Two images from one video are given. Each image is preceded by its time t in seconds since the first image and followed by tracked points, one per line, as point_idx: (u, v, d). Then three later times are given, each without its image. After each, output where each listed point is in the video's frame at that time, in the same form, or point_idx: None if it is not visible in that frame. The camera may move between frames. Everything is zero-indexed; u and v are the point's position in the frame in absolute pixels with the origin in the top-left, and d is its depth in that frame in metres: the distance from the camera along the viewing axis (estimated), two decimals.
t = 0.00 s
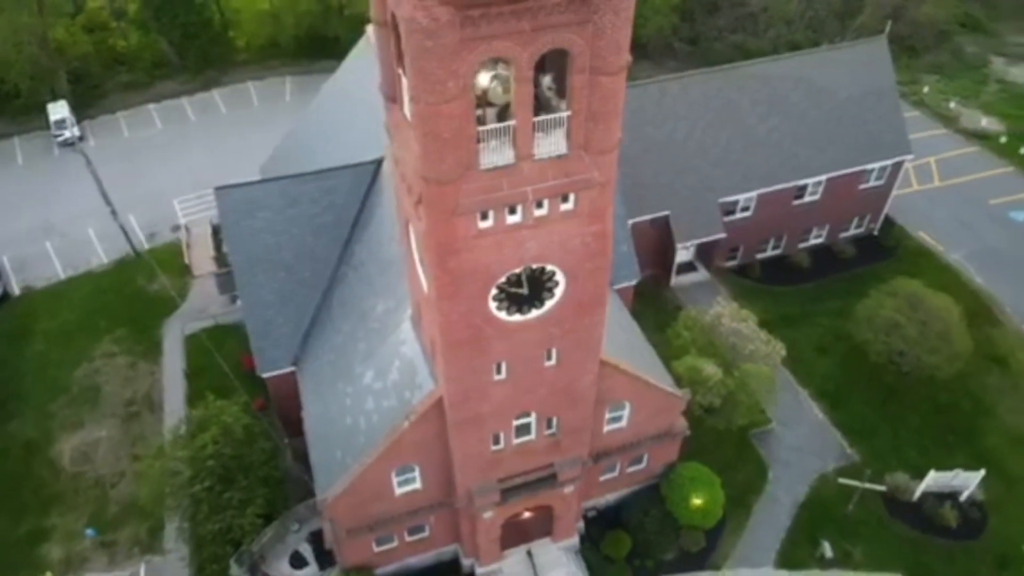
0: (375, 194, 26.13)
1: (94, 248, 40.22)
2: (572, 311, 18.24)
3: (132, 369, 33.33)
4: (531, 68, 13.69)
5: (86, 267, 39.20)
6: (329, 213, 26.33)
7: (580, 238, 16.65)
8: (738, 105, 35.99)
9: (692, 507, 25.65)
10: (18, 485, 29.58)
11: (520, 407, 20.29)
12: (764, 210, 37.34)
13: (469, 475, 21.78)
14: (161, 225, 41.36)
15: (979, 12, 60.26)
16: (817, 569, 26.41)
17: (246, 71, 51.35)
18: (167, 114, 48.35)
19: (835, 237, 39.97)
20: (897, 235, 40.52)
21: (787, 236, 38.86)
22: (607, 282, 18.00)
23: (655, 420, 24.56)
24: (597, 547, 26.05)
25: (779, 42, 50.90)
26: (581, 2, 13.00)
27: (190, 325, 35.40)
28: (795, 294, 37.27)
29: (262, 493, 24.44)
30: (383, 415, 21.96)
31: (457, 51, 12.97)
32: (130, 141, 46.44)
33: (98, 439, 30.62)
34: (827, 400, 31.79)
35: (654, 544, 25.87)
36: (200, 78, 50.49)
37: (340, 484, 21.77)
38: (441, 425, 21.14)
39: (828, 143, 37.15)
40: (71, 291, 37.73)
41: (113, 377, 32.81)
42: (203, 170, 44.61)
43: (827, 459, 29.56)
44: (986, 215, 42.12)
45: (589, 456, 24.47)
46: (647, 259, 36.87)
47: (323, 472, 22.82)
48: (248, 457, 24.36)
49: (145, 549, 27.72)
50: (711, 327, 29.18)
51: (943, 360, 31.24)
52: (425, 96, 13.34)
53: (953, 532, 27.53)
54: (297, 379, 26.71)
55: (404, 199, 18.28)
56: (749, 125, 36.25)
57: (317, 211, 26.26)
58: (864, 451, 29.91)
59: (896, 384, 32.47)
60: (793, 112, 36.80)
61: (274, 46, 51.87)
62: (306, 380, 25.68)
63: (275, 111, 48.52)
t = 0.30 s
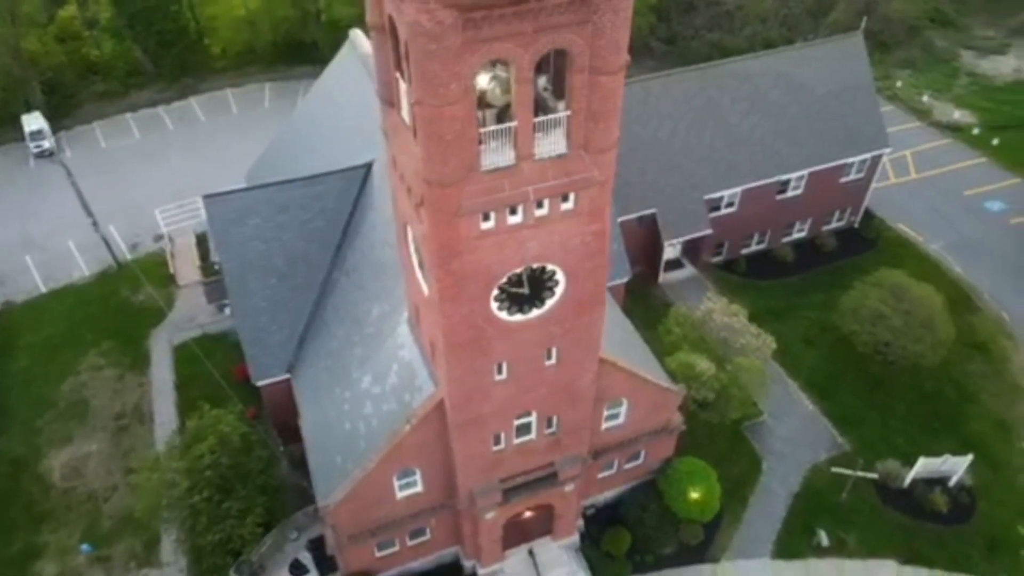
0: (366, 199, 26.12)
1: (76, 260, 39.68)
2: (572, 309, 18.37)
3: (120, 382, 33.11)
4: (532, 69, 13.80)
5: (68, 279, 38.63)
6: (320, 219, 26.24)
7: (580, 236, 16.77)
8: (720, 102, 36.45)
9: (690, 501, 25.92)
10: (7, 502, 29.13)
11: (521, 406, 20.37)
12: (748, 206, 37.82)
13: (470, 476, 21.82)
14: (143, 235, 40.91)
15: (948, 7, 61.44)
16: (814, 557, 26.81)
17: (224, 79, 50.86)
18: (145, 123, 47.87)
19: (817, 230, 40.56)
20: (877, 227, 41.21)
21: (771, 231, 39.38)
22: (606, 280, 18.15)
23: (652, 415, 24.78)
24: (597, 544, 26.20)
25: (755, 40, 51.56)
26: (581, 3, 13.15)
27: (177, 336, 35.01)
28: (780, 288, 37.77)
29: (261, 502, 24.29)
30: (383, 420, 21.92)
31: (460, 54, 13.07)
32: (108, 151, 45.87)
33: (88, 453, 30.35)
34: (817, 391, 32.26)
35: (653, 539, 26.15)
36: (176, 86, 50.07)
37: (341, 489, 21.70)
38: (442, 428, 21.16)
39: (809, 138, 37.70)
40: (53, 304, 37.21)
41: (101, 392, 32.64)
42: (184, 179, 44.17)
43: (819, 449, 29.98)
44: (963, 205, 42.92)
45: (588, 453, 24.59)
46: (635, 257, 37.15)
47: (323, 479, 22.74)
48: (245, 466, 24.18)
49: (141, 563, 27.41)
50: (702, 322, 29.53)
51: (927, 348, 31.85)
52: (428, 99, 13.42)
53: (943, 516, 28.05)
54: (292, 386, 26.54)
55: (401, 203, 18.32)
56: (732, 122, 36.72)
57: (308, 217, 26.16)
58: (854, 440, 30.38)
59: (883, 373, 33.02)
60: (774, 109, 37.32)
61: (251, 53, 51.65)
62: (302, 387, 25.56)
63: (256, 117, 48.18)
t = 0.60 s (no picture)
0: (356, 204, 26.08)
1: (56, 274, 39.05)
2: (572, 308, 18.52)
3: (107, 397, 32.56)
4: (533, 71, 13.94)
5: (49, 295, 37.99)
6: (310, 226, 26.13)
7: (579, 236, 16.93)
8: (701, 101, 36.92)
9: (688, 496, 26.15)
10: None
11: (522, 407, 20.45)
12: (731, 202, 38.30)
13: (472, 478, 21.86)
14: (124, 247, 40.35)
15: (915, 3, 62.65)
16: (809, 547, 27.18)
17: (201, 88, 50.42)
18: (121, 134, 47.24)
19: (799, 224, 41.15)
20: (857, 220, 41.90)
21: (754, 226, 39.93)
22: (605, 278, 18.32)
23: (648, 411, 24.99)
24: (597, 541, 26.39)
25: (730, 38, 52.23)
26: (581, 4, 13.32)
27: (164, 349, 34.57)
28: (765, 282, 38.30)
29: (260, 512, 24.06)
30: (383, 425, 21.90)
31: (463, 58, 13.16)
32: (85, 163, 45.22)
33: (77, 470, 29.72)
34: (806, 382, 32.73)
35: (652, 534, 26.31)
36: (152, 96, 49.69)
37: (343, 496, 21.63)
38: (444, 431, 21.17)
39: (788, 134, 38.24)
40: (34, 320, 36.59)
41: (89, 407, 31.88)
42: (164, 190, 43.64)
43: (810, 440, 30.41)
44: (938, 197, 43.76)
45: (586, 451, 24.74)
46: (622, 257, 37.41)
47: (324, 486, 22.65)
48: (243, 476, 23.90)
49: None
50: (692, 319, 29.86)
51: (911, 336, 32.49)
52: (432, 102, 13.50)
53: (933, 501, 28.58)
54: (287, 394, 26.40)
55: (398, 208, 18.34)
56: (713, 120, 37.19)
57: (298, 224, 26.04)
58: (844, 430, 30.87)
59: (869, 363, 33.61)
60: (754, 106, 37.82)
61: (227, 60, 51.09)
62: (297, 395, 25.43)
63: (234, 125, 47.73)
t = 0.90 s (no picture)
0: (347, 211, 26.03)
1: (35, 289, 38.43)
2: (572, 307, 18.65)
3: (94, 413, 31.88)
4: (533, 72, 14.06)
5: (28, 311, 37.35)
6: (301, 233, 25.99)
7: (579, 235, 17.09)
8: (681, 100, 37.38)
9: (685, 490, 26.45)
10: None
11: (523, 407, 20.55)
12: (714, 199, 38.75)
13: (474, 480, 21.90)
14: (104, 261, 39.80)
15: None
16: (805, 536, 27.60)
17: (177, 98, 49.84)
18: (96, 146, 46.64)
19: (780, 219, 41.73)
20: (836, 214, 42.62)
21: (736, 222, 40.42)
22: (603, 276, 18.49)
23: (645, 408, 25.22)
24: (597, 539, 26.68)
25: (704, 37, 52.92)
26: (580, 6, 13.48)
27: (150, 361, 34.49)
28: (749, 277, 38.84)
29: (259, 522, 23.90)
30: (383, 430, 21.88)
31: (465, 61, 13.24)
32: (61, 177, 44.59)
33: (68, 487, 28.77)
34: (794, 374, 33.24)
35: (651, 530, 26.60)
36: (126, 107, 48.82)
37: (345, 502, 21.56)
38: (445, 434, 21.17)
39: (768, 131, 38.78)
40: (14, 337, 36.01)
41: (76, 423, 31.10)
42: (143, 202, 43.12)
43: (801, 431, 30.89)
44: (913, 189, 44.63)
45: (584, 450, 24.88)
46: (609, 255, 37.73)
47: (324, 494, 22.55)
48: (242, 487, 23.72)
49: None
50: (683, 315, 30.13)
51: (894, 326, 33.13)
52: (435, 106, 13.56)
53: (923, 487, 29.15)
54: (282, 403, 26.24)
55: (396, 212, 18.37)
56: (694, 118, 37.65)
57: (288, 232, 25.91)
58: (834, 420, 31.38)
59: (854, 353, 34.21)
60: (733, 103, 38.32)
61: (202, 69, 50.83)
62: (293, 404, 25.29)
63: (212, 135, 47.34)
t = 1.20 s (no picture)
0: (336, 217, 25.97)
1: (13, 306, 37.73)
2: (571, 306, 18.81)
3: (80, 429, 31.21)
4: (533, 74, 14.19)
5: (6, 327, 36.69)
6: (290, 240, 25.86)
7: (578, 234, 17.24)
8: (660, 99, 37.87)
9: (682, 484, 26.73)
10: None
11: (524, 407, 20.64)
12: (696, 196, 39.18)
13: (476, 482, 21.94)
14: (83, 275, 39.17)
15: None
16: (799, 524, 28.04)
17: (151, 108, 49.40)
18: (69, 159, 45.93)
19: (760, 214, 42.29)
20: (814, 208, 43.33)
21: (718, 218, 40.91)
22: (601, 274, 18.66)
23: (640, 404, 25.45)
24: (597, 536, 26.86)
25: (678, 37, 53.62)
26: (579, 7, 13.66)
27: (136, 375, 34.10)
28: (732, 272, 39.36)
29: (258, 533, 23.76)
30: (383, 436, 21.85)
31: (468, 64, 13.33)
32: (34, 192, 43.87)
33: (57, 505, 27.67)
34: (781, 366, 33.75)
35: (650, 525, 26.85)
36: (98, 118, 48.39)
37: (348, 509, 21.48)
38: (446, 437, 21.18)
39: (746, 127, 39.32)
40: None
41: (62, 440, 29.57)
42: (121, 214, 42.49)
43: (791, 422, 31.37)
44: (887, 181, 45.53)
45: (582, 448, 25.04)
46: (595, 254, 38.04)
47: (325, 502, 22.44)
48: (239, 498, 23.58)
49: None
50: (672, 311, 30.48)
51: (877, 316, 33.81)
52: (438, 109, 13.64)
53: (911, 472, 29.75)
54: (277, 413, 26.05)
55: (393, 216, 18.38)
56: (674, 117, 38.15)
57: (278, 240, 25.78)
58: (822, 410, 31.88)
59: (838, 343, 34.83)
60: (711, 102, 38.86)
61: (175, 79, 50.27)
62: (288, 413, 25.13)
63: (188, 145, 46.83)
